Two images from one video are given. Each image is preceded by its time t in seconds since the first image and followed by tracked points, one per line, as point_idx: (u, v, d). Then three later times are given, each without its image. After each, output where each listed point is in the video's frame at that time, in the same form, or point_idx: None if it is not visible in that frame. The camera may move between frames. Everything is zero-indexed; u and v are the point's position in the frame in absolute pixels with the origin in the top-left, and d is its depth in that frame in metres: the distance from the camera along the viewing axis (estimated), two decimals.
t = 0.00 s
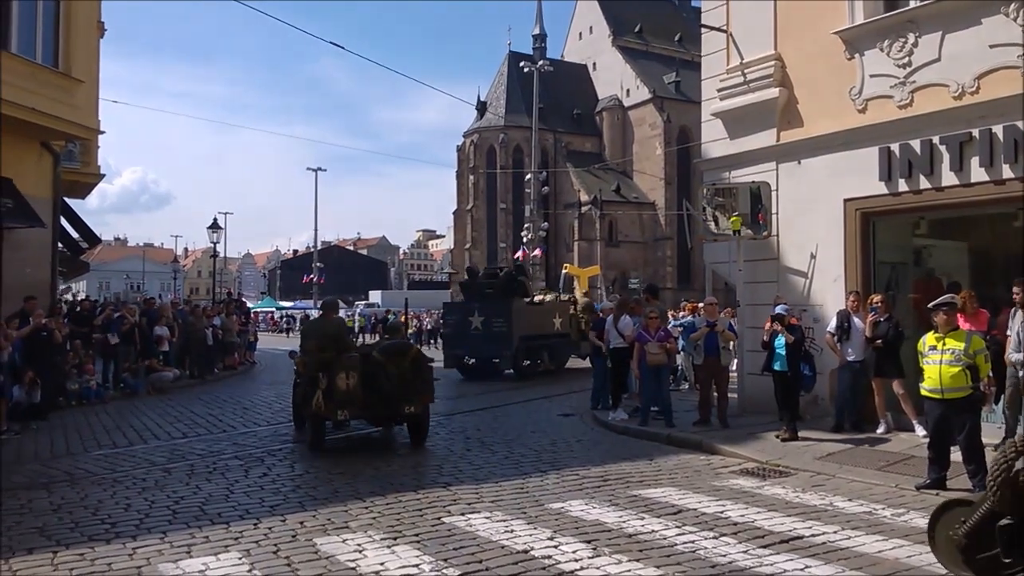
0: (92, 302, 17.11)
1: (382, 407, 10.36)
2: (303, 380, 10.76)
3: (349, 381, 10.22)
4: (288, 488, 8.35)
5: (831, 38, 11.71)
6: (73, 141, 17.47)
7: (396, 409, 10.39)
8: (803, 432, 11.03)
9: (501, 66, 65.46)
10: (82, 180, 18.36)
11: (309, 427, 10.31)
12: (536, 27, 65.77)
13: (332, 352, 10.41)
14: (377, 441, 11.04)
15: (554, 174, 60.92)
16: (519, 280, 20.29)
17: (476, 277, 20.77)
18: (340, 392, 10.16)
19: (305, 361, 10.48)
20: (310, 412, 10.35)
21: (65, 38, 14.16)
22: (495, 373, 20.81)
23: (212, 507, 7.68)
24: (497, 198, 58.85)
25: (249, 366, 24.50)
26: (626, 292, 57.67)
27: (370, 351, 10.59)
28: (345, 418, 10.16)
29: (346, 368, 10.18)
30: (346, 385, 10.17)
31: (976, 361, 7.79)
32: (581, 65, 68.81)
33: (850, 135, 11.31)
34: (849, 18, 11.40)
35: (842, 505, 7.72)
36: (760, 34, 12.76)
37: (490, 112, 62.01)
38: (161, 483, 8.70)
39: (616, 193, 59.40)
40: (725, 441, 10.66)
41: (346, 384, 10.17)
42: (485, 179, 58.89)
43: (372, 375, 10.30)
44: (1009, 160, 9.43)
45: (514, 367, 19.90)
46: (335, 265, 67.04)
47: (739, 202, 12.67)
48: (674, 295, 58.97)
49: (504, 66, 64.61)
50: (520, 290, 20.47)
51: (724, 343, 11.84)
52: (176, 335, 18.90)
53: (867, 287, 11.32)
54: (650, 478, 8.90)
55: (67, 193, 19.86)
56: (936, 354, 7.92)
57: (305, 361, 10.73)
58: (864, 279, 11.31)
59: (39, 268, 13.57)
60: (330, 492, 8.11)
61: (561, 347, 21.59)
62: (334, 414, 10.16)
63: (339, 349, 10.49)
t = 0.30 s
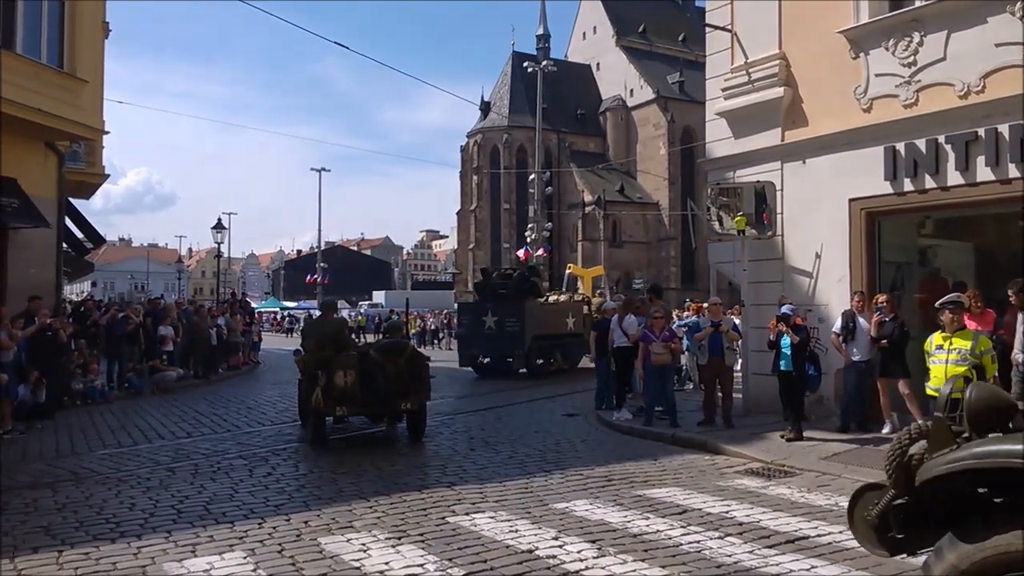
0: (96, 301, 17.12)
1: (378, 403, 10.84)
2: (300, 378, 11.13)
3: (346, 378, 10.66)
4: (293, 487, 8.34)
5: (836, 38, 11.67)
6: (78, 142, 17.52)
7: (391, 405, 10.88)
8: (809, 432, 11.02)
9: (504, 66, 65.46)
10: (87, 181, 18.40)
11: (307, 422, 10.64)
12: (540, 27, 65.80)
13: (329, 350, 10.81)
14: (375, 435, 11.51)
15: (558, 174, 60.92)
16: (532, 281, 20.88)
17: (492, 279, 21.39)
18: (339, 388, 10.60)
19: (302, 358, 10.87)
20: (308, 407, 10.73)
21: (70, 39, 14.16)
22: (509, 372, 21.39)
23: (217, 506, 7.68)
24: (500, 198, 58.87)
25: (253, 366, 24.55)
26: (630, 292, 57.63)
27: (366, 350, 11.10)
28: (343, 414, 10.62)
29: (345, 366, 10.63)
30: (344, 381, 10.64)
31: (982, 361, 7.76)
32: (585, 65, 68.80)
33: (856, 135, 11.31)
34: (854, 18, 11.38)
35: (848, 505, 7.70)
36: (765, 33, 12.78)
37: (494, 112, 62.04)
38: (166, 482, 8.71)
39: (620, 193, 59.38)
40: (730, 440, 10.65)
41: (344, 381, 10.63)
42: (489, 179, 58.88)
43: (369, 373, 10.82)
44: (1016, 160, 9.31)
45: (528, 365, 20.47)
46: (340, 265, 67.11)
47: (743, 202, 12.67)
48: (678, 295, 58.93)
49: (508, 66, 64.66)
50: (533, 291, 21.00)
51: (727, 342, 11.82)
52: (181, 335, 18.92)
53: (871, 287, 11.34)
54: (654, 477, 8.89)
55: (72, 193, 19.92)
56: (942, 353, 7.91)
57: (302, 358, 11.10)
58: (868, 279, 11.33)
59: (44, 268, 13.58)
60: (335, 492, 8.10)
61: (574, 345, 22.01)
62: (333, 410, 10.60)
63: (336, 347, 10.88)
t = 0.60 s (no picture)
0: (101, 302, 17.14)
1: (377, 400, 11.19)
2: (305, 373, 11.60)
3: (345, 377, 11.04)
4: (297, 488, 8.35)
5: (842, 37, 11.54)
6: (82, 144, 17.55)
7: (390, 402, 11.21)
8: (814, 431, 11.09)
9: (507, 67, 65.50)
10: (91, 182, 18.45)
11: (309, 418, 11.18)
12: (543, 27, 65.86)
13: (329, 349, 11.18)
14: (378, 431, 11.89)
15: (561, 175, 60.92)
16: (546, 282, 21.23)
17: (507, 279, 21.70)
18: (337, 386, 11.00)
19: (304, 356, 11.29)
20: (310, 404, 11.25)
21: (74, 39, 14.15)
22: (523, 371, 21.67)
23: (222, 506, 7.69)
24: (504, 199, 58.88)
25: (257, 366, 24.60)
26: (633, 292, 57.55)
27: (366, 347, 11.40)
28: (342, 411, 11.04)
29: (342, 365, 10.99)
30: (343, 380, 11.01)
31: (989, 361, 7.75)
32: (588, 65, 68.84)
33: (857, 135, 11.54)
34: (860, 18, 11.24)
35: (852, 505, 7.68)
36: (769, 34, 13.04)
37: (497, 113, 62.08)
38: (170, 483, 8.72)
39: (623, 193, 59.35)
40: (734, 441, 10.64)
41: (342, 380, 11.00)
42: (492, 179, 58.94)
43: (367, 371, 11.14)
44: None
45: (541, 364, 20.79)
46: (344, 266, 67.23)
47: (747, 202, 12.82)
48: (682, 296, 58.86)
49: (511, 67, 64.72)
50: (547, 292, 21.31)
51: (731, 342, 11.79)
52: (185, 335, 18.95)
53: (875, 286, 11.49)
54: (658, 478, 8.88)
55: (77, 194, 19.98)
56: (949, 353, 7.92)
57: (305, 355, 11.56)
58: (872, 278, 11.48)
59: (49, 269, 13.61)
60: (340, 492, 8.11)
61: (586, 345, 22.10)
62: (332, 407, 11.04)
63: (336, 346, 11.24)
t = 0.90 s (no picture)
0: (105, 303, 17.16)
1: (377, 396, 11.48)
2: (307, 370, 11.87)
3: (346, 373, 11.33)
4: (301, 488, 8.34)
5: (847, 36, 11.68)
6: (86, 145, 17.53)
7: (389, 398, 11.50)
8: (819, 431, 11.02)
9: (511, 67, 65.50)
10: (96, 182, 18.49)
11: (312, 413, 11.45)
12: (547, 28, 65.87)
13: (330, 347, 11.44)
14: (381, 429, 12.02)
15: (565, 174, 60.90)
16: (560, 282, 21.45)
17: (520, 280, 21.82)
18: (338, 382, 11.27)
19: (306, 354, 11.56)
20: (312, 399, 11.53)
21: (80, 39, 13.87)
22: (539, 370, 21.78)
23: (226, 506, 7.70)
24: (508, 199, 58.85)
25: (262, 366, 24.63)
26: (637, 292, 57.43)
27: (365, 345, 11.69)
28: (342, 407, 11.31)
29: (343, 362, 11.27)
30: (344, 376, 11.29)
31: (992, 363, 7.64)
32: (592, 65, 68.82)
33: (866, 134, 11.42)
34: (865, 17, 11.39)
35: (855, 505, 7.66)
36: (775, 33, 13.00)
37: (501, 113, 62.10)
38: (175, 482, 8.73)
39: (628, 193, 59.27)
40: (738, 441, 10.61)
41: (343, 376, 11.28)
42: (497, 180, 58.97)
43: (368, 368, 11.41)
44: None
45: (556, 364, 20.99)
46: (347, 266, 67.35)
47: (751, 202, 12.60)
48: (686, 296, 58.76)
49: (516, 67, 64.75)
50: (559, 292, 21.52)
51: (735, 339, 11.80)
52: (190, 335, 18.96)
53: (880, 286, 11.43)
54: (662, 478, 8.86)
55: (82, 194, 20.01)
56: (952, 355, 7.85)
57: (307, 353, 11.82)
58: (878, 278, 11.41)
59: (53, 269, 13.60)
60: (344, 492, 8.09)
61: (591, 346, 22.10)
62: (333, 403, 11.31)
63: (337, 344, 11.49)
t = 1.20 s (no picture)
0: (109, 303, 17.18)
1: (376, 392, 11.87)
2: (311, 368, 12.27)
3: (347, 369, 11.71)
4: (305, 487, 8.34)
5: (850, 35, 11.42)
6: (91, 146, 17.54)
7: (389, 394, 11.90)
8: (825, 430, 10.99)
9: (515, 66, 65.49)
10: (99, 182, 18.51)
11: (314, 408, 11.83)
12: (551, 27, 65.86)
13: (332, 345, 11.84)
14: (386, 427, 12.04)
15: (569, 174, 60.88)
16: (574, 282, 21.48)
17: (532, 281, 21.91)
18: (339, 378, 11.64)
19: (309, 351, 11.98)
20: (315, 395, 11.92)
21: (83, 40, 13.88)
22: (554, 368, 21.87)
23: (230, 504, 7.71)
24: (511, 198, 58.83)
25: (266, 366, 24.65)
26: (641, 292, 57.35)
27: (366, 343, 12.13)
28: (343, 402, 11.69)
29: (345, 359, 11.65)
30: (345, 372, 11.66)
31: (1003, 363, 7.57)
32: (596, 65, 68.81)
33: (870, 132, 11.31)
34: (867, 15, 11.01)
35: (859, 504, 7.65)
36: (779, 31, 12.98)
37: (505, 112, 62.09)
38: (179, 481, 8.74)
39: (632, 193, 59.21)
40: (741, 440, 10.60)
41: (344, 372, 11.66)
42: (500, 179, 58.96)
43: (369, 364, 11.82)
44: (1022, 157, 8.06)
45: (569, 362, 21.09)
46: (352, 266, 67.45)
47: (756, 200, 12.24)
48: (690, 295, 58.68)
49: (519, 66, 64.75)
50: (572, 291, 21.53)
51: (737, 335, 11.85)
52: (195, 335, 18.97)
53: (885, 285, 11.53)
54: (666, 477, 8.85)
55: (85, 194, 20.03)
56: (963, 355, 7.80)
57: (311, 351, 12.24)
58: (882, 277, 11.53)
59: (58, 269, 13.63)
60: (349, 491, 8.09)
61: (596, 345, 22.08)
62: (334, 398, 11.68)
63: (339, 342, 11.87)
